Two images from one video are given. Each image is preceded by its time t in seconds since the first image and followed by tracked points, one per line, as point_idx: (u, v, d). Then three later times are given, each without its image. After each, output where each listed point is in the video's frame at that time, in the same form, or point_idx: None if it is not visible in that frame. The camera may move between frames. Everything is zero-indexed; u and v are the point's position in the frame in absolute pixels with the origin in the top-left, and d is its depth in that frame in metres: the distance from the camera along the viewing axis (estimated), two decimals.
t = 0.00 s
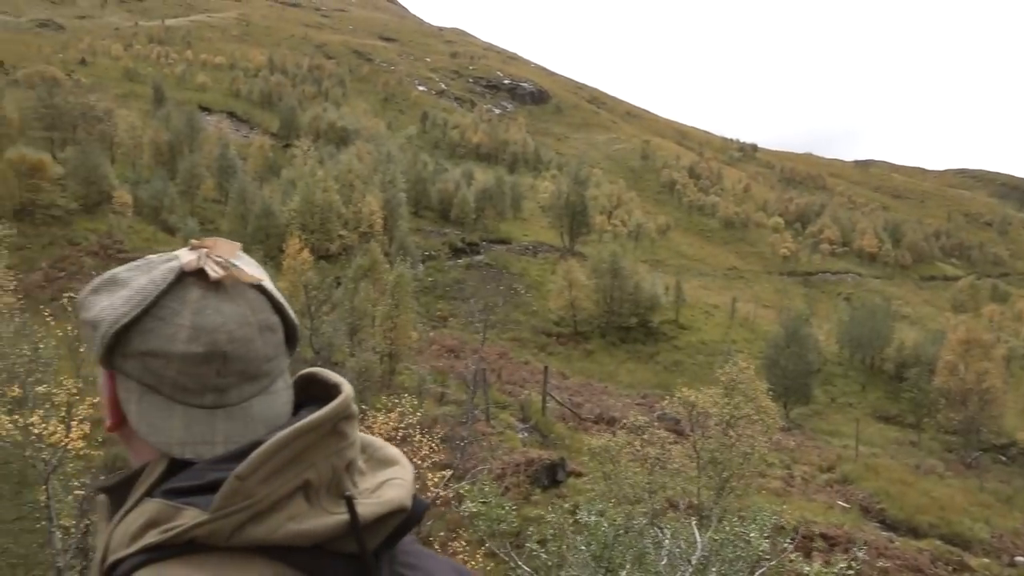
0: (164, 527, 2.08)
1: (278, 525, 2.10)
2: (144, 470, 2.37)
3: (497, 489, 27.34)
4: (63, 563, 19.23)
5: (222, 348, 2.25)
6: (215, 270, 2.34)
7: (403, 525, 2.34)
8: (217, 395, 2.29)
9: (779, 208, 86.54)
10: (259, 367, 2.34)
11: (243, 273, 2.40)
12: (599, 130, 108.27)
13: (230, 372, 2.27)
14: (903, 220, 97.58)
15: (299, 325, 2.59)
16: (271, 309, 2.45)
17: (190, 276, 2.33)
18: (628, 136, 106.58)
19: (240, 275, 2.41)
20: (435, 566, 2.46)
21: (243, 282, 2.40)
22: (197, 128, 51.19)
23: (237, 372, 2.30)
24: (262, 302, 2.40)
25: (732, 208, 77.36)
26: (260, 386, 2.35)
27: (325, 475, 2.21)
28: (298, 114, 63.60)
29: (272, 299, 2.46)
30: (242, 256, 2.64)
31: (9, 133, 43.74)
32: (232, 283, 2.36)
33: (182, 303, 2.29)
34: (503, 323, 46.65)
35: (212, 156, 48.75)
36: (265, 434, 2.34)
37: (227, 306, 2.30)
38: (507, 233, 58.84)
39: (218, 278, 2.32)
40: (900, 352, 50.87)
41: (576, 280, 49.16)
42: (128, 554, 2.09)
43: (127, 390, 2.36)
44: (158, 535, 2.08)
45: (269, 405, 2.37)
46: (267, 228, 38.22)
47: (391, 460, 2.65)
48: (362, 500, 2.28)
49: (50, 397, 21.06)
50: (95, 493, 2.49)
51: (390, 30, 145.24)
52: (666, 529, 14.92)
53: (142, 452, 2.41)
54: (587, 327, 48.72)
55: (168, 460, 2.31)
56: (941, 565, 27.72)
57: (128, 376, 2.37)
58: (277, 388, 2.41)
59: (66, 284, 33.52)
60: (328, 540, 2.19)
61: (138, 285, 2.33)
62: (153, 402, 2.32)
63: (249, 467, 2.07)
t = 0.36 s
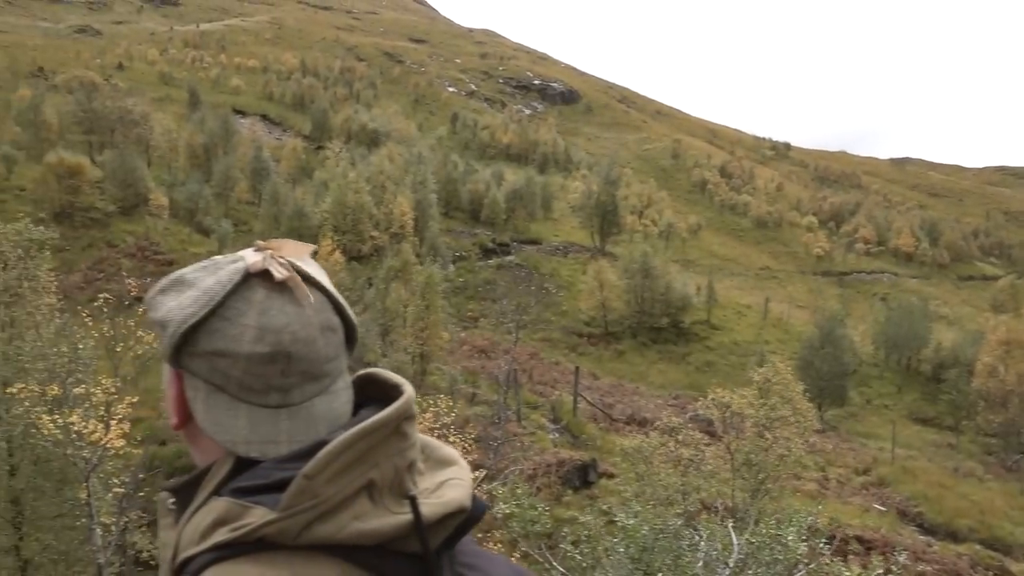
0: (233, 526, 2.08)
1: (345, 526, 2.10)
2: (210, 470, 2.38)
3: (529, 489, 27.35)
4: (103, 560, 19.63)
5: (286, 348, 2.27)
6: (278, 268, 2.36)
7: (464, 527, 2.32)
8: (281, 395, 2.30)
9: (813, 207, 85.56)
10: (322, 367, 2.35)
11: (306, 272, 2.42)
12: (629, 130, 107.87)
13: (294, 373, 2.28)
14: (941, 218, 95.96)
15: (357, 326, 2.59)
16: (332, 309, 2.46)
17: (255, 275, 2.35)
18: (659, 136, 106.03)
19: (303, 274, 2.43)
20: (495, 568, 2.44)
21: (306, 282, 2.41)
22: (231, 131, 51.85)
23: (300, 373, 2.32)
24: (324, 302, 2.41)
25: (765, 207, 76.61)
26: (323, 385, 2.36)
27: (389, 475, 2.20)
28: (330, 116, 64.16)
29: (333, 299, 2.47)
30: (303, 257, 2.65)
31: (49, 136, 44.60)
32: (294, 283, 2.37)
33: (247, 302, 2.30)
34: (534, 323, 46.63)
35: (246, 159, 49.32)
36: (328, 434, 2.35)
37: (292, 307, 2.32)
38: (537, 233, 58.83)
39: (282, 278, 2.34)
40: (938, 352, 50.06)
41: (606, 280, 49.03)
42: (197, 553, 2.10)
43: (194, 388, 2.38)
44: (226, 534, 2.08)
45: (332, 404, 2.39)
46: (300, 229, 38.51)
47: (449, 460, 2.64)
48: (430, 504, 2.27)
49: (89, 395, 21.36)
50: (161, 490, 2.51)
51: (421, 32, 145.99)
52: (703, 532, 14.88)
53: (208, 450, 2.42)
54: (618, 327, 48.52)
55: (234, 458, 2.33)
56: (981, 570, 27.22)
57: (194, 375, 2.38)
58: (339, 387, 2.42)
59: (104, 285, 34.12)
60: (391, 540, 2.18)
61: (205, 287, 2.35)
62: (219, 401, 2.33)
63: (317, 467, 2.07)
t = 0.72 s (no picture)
0: (300, 528, 2.11)
1: (409, 528, 2.12)
2: (274, 472, 2.41)
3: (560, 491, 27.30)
4: (142, 557, 19.96)
5: (348, 351, 2.31)
6: (341, 273, 2.41)
7: (523, 530, 2.33)
8: (342, 399, 2.37)
9: (847, 206, 84.47)
10: (382, 370, 2.40)
11: (365, 276, 2.46)
12: (659, 130, 107.32)
13: (355, 376, 2.34)
14: (978, 217, 94.23)
15: (414, 328, 2.62)
16: (391, 315, 2.52)
17: (317, 280, 2.40)
18: (690, 136, 105.33)
19: (363, 280, 2.48)
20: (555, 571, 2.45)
21: (364, 287, 2.46)
22: (264, 135, 52.46)
23: (362, 376, 2.36)
24: (383, 307, 2.47)
25: (798, 207, 75.79)
26: (383, 389, 2.41)
27: (447, 480, 2.22)
28: (361, 120, 64.64)
29: (391, 303, 2.52)
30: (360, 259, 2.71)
31: (87, 142, 45.44)
32: (354, 289, 2.42)
33: (309, 307, 2.35)
34: (565, 324, 46.54)
35: (278, 162, 49.82)
36: (388, 437, 2.39)
37: (354, 309, 2.36)
38: (568, 234, 58.72)
39: (344, 283, 2.39)
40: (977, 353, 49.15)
41: (637, 281, 48.86)
42: (265, 556, 2.13)
43: (256, 391, 2.42)
44: (293, 536, 2.11)
45: (392, 407, 2.44)
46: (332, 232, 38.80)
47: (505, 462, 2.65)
48: (491, 507, 2.29)
49: (127, 396, 21.90)
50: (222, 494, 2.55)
51: (450, 35, 146.53)
52: (740, 534, 15.07)
53: (269, 454, 2.46)
54: (649, 328, 48.27)
55: (298, 460, 2.37)
56: None
57: (257, 379, 2.44)
58: (398, 391, 2.47)
59: (140, 288, 34.72)
60: (453, 542, 2.21)
61: (268, 290, 2.39)
62: (282, 403, 2.38)
63: (381, 470, 2.10)
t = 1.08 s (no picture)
0: (364, 526, 2.27)
1: (467, 526, 2.27)
2: (335, 470, 2.57)
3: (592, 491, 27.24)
4: (179, 555, 20.28)
5: (408, 350, 2.48)
6: (399, 276, 2.58)
7: (578, 529, 2.47)
8: (403, 398, 2.53)
9: (880, 205, 83.28)
10: (439, 371, 2.57)
11: (422, 278, 2.63)
12: (689, 129, 106.60)
13: (414, 377, 2.51)
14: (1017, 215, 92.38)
15: (470, 331, 2.79)
16: (448, 315, 2.68)
17: (377, 280, 2.57)
18: (720, 134, 104.50)
19: (423, 281, 2.66)
20: (607, 570, 2.58)
21: (422, 289, 2.63)
22: (295, 137, 53.00)
23: (420, 377, 2.54)
24: (441, 309, 2.64)
25: (831, 205, 74.88)
26: (440, 388, 2.59)
27: (506, 479, 2.36)
28: (391, 121, 64.99)
29: (449, 304, 2.69)
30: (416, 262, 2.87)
31: (123, 145, 46.21)
32: (413, 290, 2.60)
33: (369, 308, 2.52)
34: (594, 324, 46.45)
35: (309, 164, 50.23)
36: (445, 436, 2.57)
37: (413, 313, 2.53)
38: (597, 234, 58.54)
39: (403, 284, 2.57)
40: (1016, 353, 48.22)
41: (667, 281, 48.63)
42: (330, 552, 2.28)
43: (319, 391, 2.59)
44: (356, 533, 2.27)
45: (448, 407, 2.61)
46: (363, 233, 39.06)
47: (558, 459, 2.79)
48: (544, 504, 2.44)
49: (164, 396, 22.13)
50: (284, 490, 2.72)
51: (479, 36, 146.78)
52: (777, 534, 15.43)
53: (331, 453, 2.63)
54: (680, 328, 47.98)
55: (359, 459, 2.53)
56: None
57: (318, 379, 2.60)
58: (454, 391, 2.64)
59: (175, 289, 35.25)
60: (512, 540, 2.35)
61: (330, 292, 2.57)
62: (343, 403, 2.55)
63: (442, 470, 2.25)
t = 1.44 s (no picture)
0: (412, 522, 2.31)
1: (516, 517, 2.31)
2: (382, 466, 2.63)
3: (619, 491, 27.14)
4: (211, 552, 20.47)
5: (454, 346, 2.57)
6: (446, 272, 2.70)
7: (623, 526, 2.51)
8: (449, 395, 2.62)
9: (912, 202, 82.05)
10: (486, 367, 2.67)
11: (468, 272, 2.74)
12: (716, 126, 105.77)
13: (461, 372, 2.60)
14: None
15: (514, 328, 2.88)
16: (493, 312, 2.78)
17: (424, 277, 2.68)
18: (748, 132, 103.58)
19: (469, 278, 2.77)
20: (653, 569, 2.64)
21: (468, 285, 2.74)
22: (322, 138, 53.37)
23: (467, 372, 2.63)
24: (485, 305, 2.74)
25: (861, 202, 73.93)
26: (487, 385, 2.68)
27: (554, 476, 2.40)
28: (416, 122, 65.19)
29: (494, 301, 2.79)
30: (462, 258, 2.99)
31: (154, 148, 46.77)
32: (458, 284, 2.72)
33: (417, 304, 2.62)
34: (621, 323, 46.28)
35: (336, 165, 50.51)
36: (491, 433, 2.64)
37: (458, 307, 2.63)
38: (624, 233, 58.27)
39: (449, 280, 2.69)
40: None
41: (695, 280, 48.32)
42: (379, 547, 2.33)
43: (366, 385, 2.67)
44: (405, 528, 2.31)
45: (494, 402, 2.69)
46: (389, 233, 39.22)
47: (599, 459, 2.85)
48: (591, 502, 2.49)
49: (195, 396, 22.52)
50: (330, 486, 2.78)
51: (504, 36, 146.79)
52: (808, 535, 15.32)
53: (376, 449, 2.69)
54: (707, 328, 47.62)
55: (406, 454, 2.60)
56: None
57: (365, 374, 2.68)
58: (499, 388, 2.72)
59: (205, 289, 35.65)
60: (561, 538, 2.38)
61: (377, 288, 2.68)
62: (390, 398, 2.63)
63: (492, 467, 2.29)
